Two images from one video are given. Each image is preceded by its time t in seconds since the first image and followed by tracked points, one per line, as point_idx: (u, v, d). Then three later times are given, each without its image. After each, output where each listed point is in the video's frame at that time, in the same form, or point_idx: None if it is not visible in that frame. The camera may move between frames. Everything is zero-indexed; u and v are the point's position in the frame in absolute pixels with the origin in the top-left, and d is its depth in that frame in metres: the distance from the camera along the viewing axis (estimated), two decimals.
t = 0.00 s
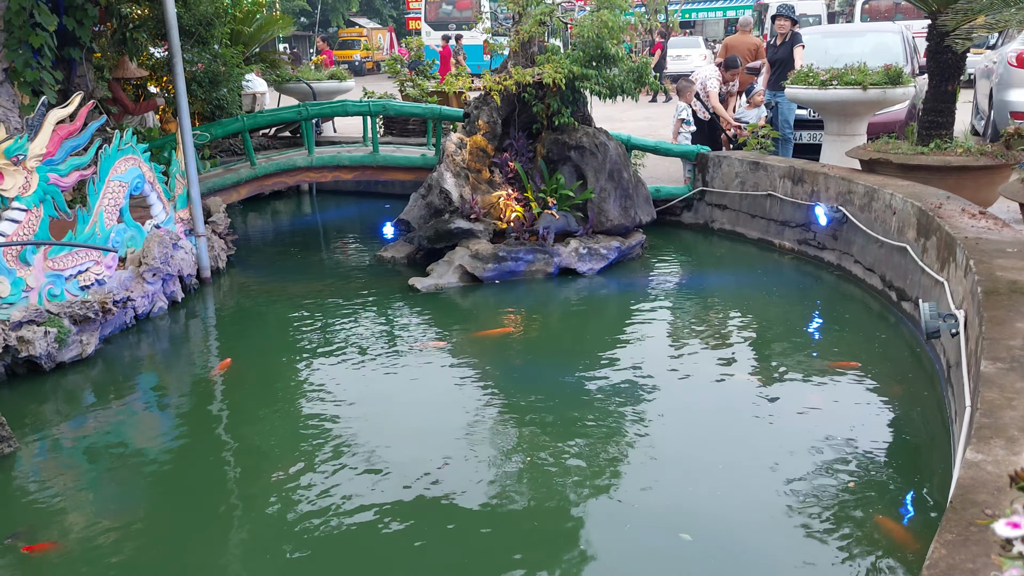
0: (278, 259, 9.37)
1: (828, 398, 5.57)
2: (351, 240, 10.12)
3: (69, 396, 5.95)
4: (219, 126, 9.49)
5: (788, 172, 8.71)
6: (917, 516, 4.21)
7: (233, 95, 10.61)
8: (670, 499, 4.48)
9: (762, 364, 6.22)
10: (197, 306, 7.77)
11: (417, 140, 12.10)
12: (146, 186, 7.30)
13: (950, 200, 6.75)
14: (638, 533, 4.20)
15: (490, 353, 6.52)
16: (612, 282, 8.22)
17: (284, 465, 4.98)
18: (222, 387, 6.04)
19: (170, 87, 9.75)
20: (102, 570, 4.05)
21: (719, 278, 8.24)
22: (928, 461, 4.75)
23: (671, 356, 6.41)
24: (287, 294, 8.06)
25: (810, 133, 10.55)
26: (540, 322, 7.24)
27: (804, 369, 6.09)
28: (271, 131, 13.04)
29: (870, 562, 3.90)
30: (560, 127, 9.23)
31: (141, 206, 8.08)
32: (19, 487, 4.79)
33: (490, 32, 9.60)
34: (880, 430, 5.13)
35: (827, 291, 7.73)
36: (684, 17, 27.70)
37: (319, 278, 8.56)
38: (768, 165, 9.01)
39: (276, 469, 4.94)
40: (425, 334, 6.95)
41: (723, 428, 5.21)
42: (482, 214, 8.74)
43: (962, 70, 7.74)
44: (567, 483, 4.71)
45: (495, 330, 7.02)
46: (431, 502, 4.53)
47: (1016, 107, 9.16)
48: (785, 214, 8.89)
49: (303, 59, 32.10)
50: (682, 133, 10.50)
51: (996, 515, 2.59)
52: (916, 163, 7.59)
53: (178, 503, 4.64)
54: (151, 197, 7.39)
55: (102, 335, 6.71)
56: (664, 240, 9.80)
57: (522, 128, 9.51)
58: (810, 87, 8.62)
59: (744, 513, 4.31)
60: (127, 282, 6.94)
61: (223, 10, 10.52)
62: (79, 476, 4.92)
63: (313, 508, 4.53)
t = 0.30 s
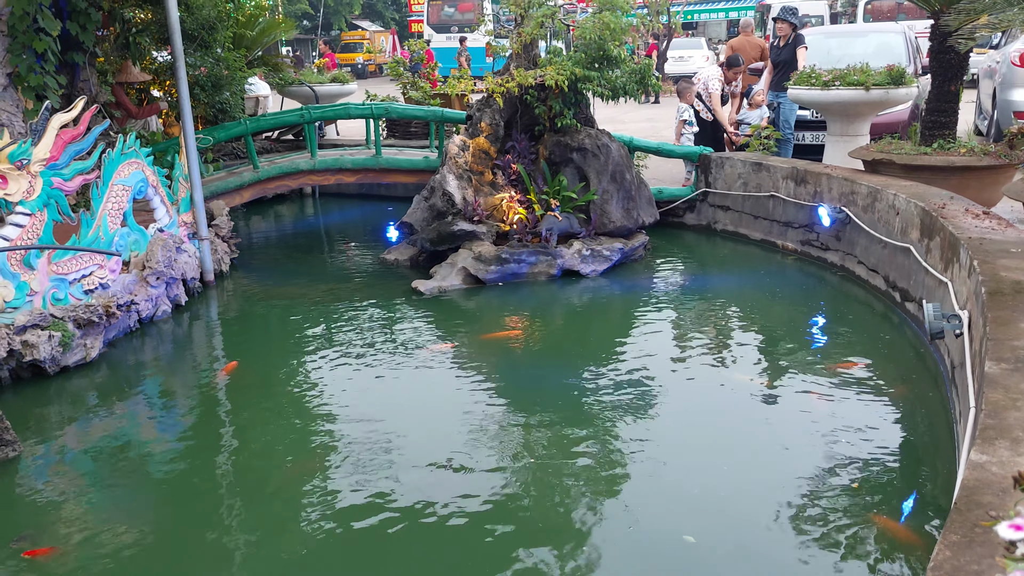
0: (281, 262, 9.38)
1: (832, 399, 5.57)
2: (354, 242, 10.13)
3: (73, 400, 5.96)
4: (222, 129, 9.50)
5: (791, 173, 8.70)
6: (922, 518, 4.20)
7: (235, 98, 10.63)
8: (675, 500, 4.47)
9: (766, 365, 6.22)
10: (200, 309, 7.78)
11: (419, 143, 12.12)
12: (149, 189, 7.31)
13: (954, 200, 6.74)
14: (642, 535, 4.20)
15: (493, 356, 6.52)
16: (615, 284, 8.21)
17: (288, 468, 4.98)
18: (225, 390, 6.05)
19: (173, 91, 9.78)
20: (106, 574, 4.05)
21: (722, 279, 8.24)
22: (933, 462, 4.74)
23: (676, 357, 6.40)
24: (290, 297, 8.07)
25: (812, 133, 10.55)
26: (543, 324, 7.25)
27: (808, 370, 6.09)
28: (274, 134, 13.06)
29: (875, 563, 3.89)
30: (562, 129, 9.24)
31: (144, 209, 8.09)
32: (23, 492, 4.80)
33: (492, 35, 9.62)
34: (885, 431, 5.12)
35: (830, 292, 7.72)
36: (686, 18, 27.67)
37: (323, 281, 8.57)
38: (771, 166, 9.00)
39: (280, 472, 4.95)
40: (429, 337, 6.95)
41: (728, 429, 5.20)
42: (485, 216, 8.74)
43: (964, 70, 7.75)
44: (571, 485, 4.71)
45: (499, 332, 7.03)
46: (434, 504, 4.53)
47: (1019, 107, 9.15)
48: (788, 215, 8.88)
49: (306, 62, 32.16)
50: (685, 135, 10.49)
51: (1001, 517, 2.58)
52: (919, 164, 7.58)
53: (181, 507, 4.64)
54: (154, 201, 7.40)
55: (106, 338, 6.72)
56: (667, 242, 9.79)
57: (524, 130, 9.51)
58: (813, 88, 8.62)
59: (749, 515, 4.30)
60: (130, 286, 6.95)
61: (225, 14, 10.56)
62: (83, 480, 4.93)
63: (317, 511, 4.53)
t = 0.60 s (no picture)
0: (282, 266, 9.38)
1: (836, 400, 5.56)
2: (356, 246, 10.13)
3: (75, 405, 5.97)
4: (224, 133, 9.51)
5: (793, 174, 8.69)
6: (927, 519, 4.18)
7: (237, 102, 10.65)
8: (678, 502, 4.47)
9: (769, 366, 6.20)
10: (202, 313, 7.78)
11: (421, 146, 12.13)
12: (151, 193, 7.31)
13: (956, 201, 6.72)
14: (646, 537, 4.19)
15: (496, 358, 6.51)
16: (617, 286, 8.20)
17: (291, 472, 4.98)
18: (228, 395, 6.04)
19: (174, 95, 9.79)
20: None
21: (724, 281, 8.23)
22: (937, 463, 4.73)
23: (678, 359, 6.39)
24: (292, 301, 8.07)
25: (814, 134, 10.53)
26: (546, 326, 7.24)
27: (811, 371, 6.08)
28: (276, 138, 13.08)
29: (879, 564, 3.88)
30: (564, 131, 9.25)
31: (146, 214, 8.10)
32: (26, 497, 4.80)
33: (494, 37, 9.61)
34: (889, 431, 5.11)
35: (833, 293, 7.71)
36: (688, 20, 27.64)
37: (325, 285, 8.57)
38: (773, 167, 8.99)
39: (283, 476, 4.94)
40: (431, 339, 6.95)
41: (732, 431, 5.18)
42: (487, 219, 8.73)
43: (967, 70, 7.72)
44: (573, 488, 4.70)
45: (501, 334, 7.03)
46: (437, 506, 4.52)
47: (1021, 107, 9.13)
48: (791, 216, 8.87)
49: (308, 66, 32.23)
50: (687, 136, 10.48)
51: (1003, 518, 2.58)
52: (921, 164, 7.56)
53: (183, 511, 4.63)
54: (156, 205, 7.41)
55: (108, 343, 6.72)
56: (669, 243, 9.78)
57: (526, 132, 9.51)
58: (815, 89, 8.61)
59: (753, 516, 4.29)
60: (132, 290, 6.95)
61: (227, 18, 10.57)
62: (86, 484, 4.93)
63: (320, 514, 4.53)
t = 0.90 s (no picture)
0: (284, 268, 9.38)
1: (839, 402, 5.55)
2: (358, 248, 10.14)
3: (78, 407, 5.97)
4: (226, 136, 9.51)
5: (796, 176, 8.68)
6: (930, 520, 4.17)
7: (239, 105, 10.65)
8: (681, 503, 4.47)
9: (773, 367, 6.19)
10: (205, 316, 7.78)
11: (423, 148, 12.13)
12: (153, 196, 7.32)
13: (959, 202, 6.70)
14: (650, 538, 4.18)
15: (499, 360, 6.51)
16: (620, 288, 8.19)
17: (295, 473, 4.99)
18: (230, 397, 6.04)
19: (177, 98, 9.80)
20: None
21: (727, 283, 8.21)
22: (941, 464, 4.72)
23: (681, 361, 6.39)
24: (294, 303, 8.07)
25: (816, 136, 10.52)
26: (549, 328, 7.24)
27: (814, 372, 6.06)
28: (278, 140, 13.10)
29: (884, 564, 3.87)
30: (566, 133, 9.23)
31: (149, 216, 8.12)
32: (29, 499, 4.80)
33: (496, 39, 9.60)
34: (892, 432, 5.10)
35: (836, 294, 7.70)
36: (690, 22, 27.65)
37: (327, 287, 8.57)
38: (775, 168, 8.98)
39: (286, 478, 4.94)
40: (433, 341, 6.96)
41: (735, 433, 5.17)
42: (489, 221, 8.74)
43: (969, 70, 7.70)
44: (577, 489, 4.70)
45: (505, 336, 7.03)
46: (441, 508, 4.52)
47: None
48: (793, 218, 8.87)
49: (309, 68, 32.24)
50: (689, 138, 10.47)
51: (1009, 519, 2.56)
52: (924, 166, 7.55)
53: (186, 514, 4.63)
54: (158, 208, 7.42)
55: (111, 346, 6.73)
56: (671, 245, 9.78)
57: (528, 134, 9.50)
58: (817, 90, 8.59)
59: (757, 517, 4.29)
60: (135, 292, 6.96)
61: (228, 21, 10.58)
62: (89, 487, 4.92)
63: (324, 515, 4.54)
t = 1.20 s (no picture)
0: (284, 271, 9.38)
1: (839, 404, 5.56)
2: (358, 250, 10.14)
3: (78, 410, 5.96)
4: (226, 138, 9.51)
5: (795, 178, 8.69)
6: (929, 522, 4.18)
7: (240, 107, 10.68)
8: (681, 505, 4.47)
9: (773, 370, 6.20)
10: (205, 318, 7.78)
11: (423, 150, 12.15)
12: (153, 199, 7.32)
13: (958, 204, 6.71)
14: (650, 541, 4.19)
15: (499, 363, 6.50)
16: (619, 290, 8.20)
17: (295, 476, 4.99)
18: (230, 400, 6.04)
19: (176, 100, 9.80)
20: None
21: (727, 285, 8.21)
22: (941, 466, 4.73)
23: (681, 363, 6.39)
24: (295, 305, 8.07)
25: (815, 138, 10.53)
26: (549, 330, 7.23)
27: (814, 375, 6.07)
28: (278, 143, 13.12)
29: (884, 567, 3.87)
30: (566, 135, 9.24)
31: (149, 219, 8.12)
32: (29, 502, 4.79)
33: (496, 42, 9.61)
34: (892, 435, 5.10)
35: (835, 296, 7.71)
36: (690, 25, 27.69)
37: (327, 289, 8.57)
38: (775, 171, 8.99)
39: (287, 481, 4.93)
40: (433, 344, 6.96)
41: (736, 436, 5.17)
42: (489, 223, 8.74)
43: (968, 73, 7.73)
44: (577, 492, 4.70)
45: (505, 338, 7.03)
46: (441, 510, 4.52)
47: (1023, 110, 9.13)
48: (793, 220, 8.88)
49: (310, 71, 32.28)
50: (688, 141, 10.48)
51: (1009, 522, 2.56)
52: (923, 168, 7.56)
53: (186, 517, 4.63)
54: (158, 210, 7.42)
55: (111, 348, 6.73)
56: (671, 247, 9.79)
57: (528, 137, 9.51)
58: (816, 92, 8.59)
59: (757, 520, 4.29)
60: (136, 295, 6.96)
61: (228, 23, 10.59)
62: (89, 490, 4.92)
63: (324, 518, 4.54)
